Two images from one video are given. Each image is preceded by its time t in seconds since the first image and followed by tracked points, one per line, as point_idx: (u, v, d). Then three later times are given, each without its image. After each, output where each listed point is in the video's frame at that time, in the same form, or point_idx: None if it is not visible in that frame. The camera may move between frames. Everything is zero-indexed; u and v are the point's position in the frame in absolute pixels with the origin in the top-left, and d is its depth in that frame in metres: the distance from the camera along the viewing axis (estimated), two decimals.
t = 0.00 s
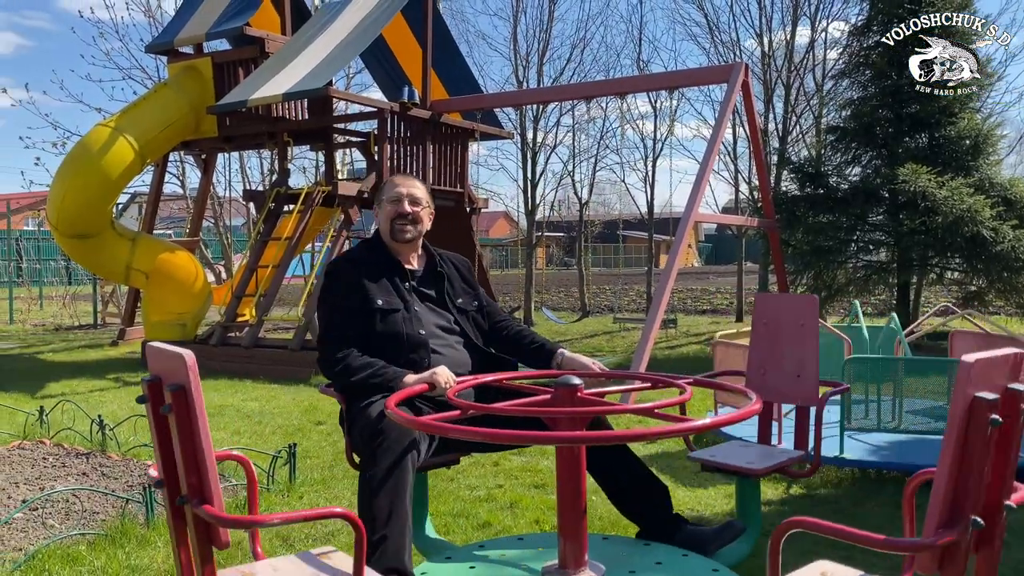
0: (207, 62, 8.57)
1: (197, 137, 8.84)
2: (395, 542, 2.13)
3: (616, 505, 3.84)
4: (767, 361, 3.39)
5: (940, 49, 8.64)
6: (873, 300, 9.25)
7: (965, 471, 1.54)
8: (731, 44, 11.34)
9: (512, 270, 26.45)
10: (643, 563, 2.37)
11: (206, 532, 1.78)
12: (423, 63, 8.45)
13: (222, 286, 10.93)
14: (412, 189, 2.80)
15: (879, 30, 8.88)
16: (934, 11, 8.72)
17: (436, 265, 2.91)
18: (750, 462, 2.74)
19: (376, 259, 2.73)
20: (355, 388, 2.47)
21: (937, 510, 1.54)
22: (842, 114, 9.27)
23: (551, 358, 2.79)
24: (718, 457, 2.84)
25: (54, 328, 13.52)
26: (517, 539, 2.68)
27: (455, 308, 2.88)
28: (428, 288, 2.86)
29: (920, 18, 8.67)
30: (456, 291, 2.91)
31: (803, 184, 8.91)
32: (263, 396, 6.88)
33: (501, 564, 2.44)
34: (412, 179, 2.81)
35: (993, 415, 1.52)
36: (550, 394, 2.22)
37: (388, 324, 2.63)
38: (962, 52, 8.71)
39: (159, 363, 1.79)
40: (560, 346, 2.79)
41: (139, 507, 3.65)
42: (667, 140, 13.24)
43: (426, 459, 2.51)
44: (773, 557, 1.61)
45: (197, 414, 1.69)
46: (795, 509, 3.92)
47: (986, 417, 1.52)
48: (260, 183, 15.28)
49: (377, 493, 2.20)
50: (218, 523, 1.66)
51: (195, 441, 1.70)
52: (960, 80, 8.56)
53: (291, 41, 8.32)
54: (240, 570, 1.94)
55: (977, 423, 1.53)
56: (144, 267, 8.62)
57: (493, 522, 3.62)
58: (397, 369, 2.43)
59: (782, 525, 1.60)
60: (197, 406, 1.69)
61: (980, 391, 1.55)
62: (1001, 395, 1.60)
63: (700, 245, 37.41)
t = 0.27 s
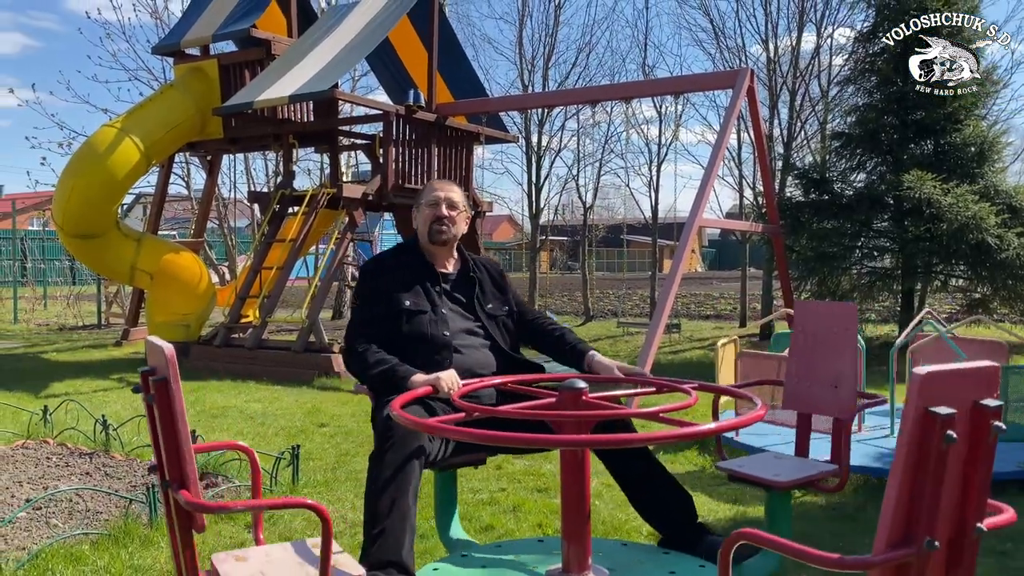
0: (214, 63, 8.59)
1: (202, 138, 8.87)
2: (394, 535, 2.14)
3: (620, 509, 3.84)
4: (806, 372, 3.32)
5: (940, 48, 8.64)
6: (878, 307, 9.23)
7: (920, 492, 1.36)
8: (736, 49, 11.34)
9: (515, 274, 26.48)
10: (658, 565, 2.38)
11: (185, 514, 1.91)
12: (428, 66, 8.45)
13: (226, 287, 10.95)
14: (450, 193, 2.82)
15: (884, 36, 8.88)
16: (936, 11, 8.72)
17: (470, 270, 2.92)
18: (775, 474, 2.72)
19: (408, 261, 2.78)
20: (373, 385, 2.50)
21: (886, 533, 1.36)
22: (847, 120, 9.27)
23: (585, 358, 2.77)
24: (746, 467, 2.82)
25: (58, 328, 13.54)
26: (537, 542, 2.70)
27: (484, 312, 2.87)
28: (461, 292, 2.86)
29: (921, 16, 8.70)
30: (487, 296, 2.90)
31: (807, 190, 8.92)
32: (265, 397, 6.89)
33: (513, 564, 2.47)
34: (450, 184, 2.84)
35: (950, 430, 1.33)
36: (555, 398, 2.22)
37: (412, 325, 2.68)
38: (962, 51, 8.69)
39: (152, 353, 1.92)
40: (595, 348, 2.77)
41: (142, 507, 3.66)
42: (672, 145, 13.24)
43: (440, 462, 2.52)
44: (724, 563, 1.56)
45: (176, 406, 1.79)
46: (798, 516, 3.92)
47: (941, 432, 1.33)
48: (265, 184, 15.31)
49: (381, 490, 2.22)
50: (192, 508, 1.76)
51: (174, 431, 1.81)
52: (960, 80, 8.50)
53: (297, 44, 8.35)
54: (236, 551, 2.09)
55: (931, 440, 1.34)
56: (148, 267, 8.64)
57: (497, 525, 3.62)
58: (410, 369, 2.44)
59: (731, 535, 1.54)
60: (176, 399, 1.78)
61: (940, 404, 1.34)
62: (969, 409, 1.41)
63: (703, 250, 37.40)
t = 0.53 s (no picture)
0: (216, 65, 8.61)
1: (204, 139, 8.88)
2: (391, 529, 2.15)
3: (619, 514, 3.85)
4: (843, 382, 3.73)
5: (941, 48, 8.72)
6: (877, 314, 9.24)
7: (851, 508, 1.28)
8: (738, 56, 11.36)
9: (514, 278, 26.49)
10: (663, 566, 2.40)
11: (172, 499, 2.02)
12: (431, 68, 8.46)
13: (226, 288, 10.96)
14: (486, 199, 2.83)
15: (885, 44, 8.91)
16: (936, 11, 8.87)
17: (497, 272, 2.93)
18: (795, 488, 2.72)
19: (437, 262, 2.82)
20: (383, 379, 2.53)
21: (815, 549, 1.29)
22: (848, 127, 9.28)
23: (608, 362, 2.74)
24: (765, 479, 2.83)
25: (57, 327, 13.53)
26: (550, 544, 2.72)
27: (505, 314, 2.88)
28: (486, 294, 2.88)
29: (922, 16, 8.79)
30: (511, 298, 2.91)
31: (807, 197, 8.93)
32: (263, 398, 6.90)
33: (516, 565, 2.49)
34: (486, 189, 2.84)
35: (883, 443, 1.25)
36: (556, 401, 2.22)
37: (434, 324, 2.73)
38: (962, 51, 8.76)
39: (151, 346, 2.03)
40: (617, 351, 2.73)
41: (140, 507, 3.66)
42: (673, 151, 13.26)
43: (451, 462, 2.54)
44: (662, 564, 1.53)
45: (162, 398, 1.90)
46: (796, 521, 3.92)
47: (874, 445, 1.25)
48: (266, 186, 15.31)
49: (382, 489, 2.24)
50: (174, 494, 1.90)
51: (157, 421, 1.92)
52: (960, 80, 8.58)
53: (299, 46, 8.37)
54: (233, 536, 2.37)
55: (862, 453, 1.26)
56: (148, 267, 8.65)
57: (495, 528, 3.62)
58: (417, 368, 2.46)
59: (664, 545, 1.49)
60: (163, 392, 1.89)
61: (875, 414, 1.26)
62: (915, 422, 1.32)
63: (703, 256, 37.42)
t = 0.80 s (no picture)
0: (215, 65, 8.61)
1: (202, 139, 8.89)
2: (388, 523, 2.17)
3: (614, 517, 3.85)
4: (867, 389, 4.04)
5: (942, 49, 8.76)
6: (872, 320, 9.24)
7: (782, 515, 1.31)
8: (736, 61, 11.39)
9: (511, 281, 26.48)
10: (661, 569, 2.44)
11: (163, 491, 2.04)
12: (430, 70, 8.47)
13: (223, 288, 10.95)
14: (502, 201, 2.82)
15: (883, 51, 8.94)
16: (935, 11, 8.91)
17: (513, 275, 2.93)
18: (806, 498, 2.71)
19: (453, 263, 2.84)
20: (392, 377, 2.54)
21: (746, 554, 1.32)
22: (845, 134, 9.31)
23: (615, 367, 2.75)
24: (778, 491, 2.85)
25: (52, 326, 13.50)
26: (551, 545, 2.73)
27: (519, 316, 2.88)
28: (501, 295, 2.88)
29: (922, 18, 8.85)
30: (525, 299, 2.91)
31: (804, 203, 8.97)
32: (259, 399, 6.89)
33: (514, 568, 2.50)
34: (502, 191, 2.83)
35: (813, 451, 1.28)
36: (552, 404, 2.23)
37: (448, 324, 2.75)
38: (963, 52, 8.80)
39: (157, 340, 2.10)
40: (624, 356, 2.75)
41: (135, 506, 3.66)
42: (670, 156, 13.28)
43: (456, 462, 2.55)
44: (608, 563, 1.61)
45: (153, 387, 1.95)
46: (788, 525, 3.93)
47: (803, 453, 1.28)
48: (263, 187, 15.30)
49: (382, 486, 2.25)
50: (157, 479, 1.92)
51: (148, 410, 1.98)
52: (959, 79, 8.63)
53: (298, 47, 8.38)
54: (231, 525, 2.40)
55: (792, 461, 1.29)
56: (145, 267, 8.65)
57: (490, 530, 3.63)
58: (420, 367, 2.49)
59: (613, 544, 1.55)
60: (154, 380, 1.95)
61: (805, 422, 1.29)
62: (855, 432, 1.33)
63: (699, 261, 37.47)
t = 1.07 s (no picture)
0: (210, 63, 8.59)
1: (197, 137, 8.86)
2: (382, 520, 2.17)
3: (606, 518, 3.86)
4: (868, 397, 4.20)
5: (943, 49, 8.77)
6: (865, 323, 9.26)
7: (738, 519, 1.29)
8: (731, 64, 11.41)
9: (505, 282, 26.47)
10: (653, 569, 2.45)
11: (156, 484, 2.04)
12: (426, 70, 8.46)
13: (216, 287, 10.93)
14: (506, 202, 2.85)
15: (878, 55, 8.97)
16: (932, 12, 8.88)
17: (518, 275, 2.93)
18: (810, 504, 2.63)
19: (457, 264, 2.86)
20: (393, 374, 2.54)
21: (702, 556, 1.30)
22: (839, 137, 9.33)
23: (614, 369, 2.75)
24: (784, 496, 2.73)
25: (45, 323, 13.46)
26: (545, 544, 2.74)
27: (523, 316, 2.88)
28: (505, 295, 2.88)
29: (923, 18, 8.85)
30: (529, 300, 2.91)
31: (799, 206, 9.01)
32: (252, 397, 6.88)
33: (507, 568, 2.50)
34: (507, 194, 2.87)
35: (769, 454, 1.27)
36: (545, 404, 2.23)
37: (452, 323, 2.75)
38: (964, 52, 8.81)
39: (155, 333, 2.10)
40: (623, 358, 2.75)
41: (127, 504, 3.65)
42: (665, 158, 13.29)
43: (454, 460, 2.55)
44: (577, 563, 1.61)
45: (145, 382, 1.94)
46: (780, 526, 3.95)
47: (760, 455, 1.27)
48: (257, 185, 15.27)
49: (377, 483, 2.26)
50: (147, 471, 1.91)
51: (141, 402, 1.97)
52: (960, 80, 8.61)
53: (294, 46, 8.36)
54: (224, 517, 2.40)
55: (748, 463, 1.27)
56: (138, 265, 8.63)
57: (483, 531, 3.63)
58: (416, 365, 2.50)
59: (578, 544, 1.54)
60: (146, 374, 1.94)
61: (761, 424, 1.28)
62: (814, 435, 1.33)
63: (694, 263, 37.53)
